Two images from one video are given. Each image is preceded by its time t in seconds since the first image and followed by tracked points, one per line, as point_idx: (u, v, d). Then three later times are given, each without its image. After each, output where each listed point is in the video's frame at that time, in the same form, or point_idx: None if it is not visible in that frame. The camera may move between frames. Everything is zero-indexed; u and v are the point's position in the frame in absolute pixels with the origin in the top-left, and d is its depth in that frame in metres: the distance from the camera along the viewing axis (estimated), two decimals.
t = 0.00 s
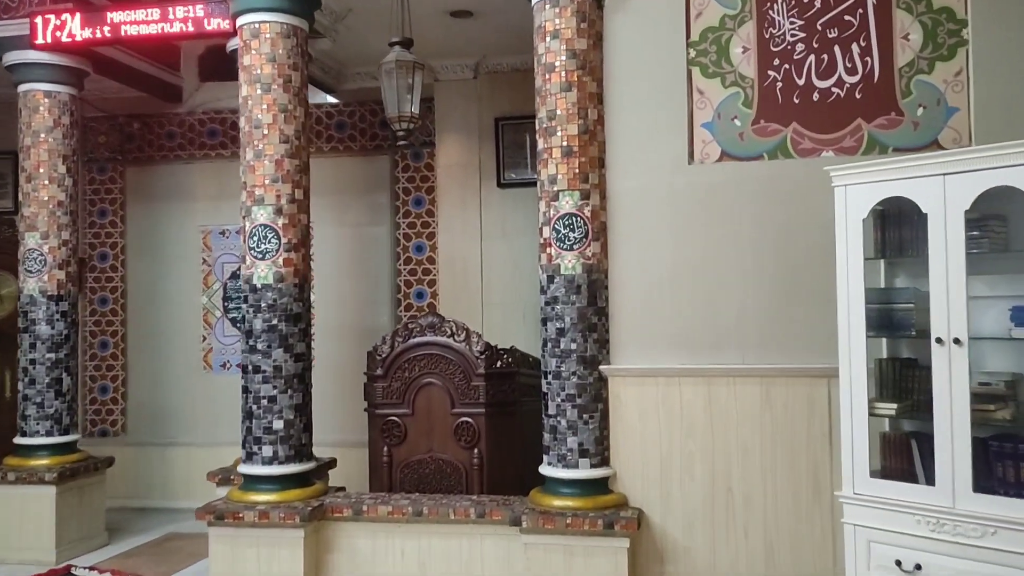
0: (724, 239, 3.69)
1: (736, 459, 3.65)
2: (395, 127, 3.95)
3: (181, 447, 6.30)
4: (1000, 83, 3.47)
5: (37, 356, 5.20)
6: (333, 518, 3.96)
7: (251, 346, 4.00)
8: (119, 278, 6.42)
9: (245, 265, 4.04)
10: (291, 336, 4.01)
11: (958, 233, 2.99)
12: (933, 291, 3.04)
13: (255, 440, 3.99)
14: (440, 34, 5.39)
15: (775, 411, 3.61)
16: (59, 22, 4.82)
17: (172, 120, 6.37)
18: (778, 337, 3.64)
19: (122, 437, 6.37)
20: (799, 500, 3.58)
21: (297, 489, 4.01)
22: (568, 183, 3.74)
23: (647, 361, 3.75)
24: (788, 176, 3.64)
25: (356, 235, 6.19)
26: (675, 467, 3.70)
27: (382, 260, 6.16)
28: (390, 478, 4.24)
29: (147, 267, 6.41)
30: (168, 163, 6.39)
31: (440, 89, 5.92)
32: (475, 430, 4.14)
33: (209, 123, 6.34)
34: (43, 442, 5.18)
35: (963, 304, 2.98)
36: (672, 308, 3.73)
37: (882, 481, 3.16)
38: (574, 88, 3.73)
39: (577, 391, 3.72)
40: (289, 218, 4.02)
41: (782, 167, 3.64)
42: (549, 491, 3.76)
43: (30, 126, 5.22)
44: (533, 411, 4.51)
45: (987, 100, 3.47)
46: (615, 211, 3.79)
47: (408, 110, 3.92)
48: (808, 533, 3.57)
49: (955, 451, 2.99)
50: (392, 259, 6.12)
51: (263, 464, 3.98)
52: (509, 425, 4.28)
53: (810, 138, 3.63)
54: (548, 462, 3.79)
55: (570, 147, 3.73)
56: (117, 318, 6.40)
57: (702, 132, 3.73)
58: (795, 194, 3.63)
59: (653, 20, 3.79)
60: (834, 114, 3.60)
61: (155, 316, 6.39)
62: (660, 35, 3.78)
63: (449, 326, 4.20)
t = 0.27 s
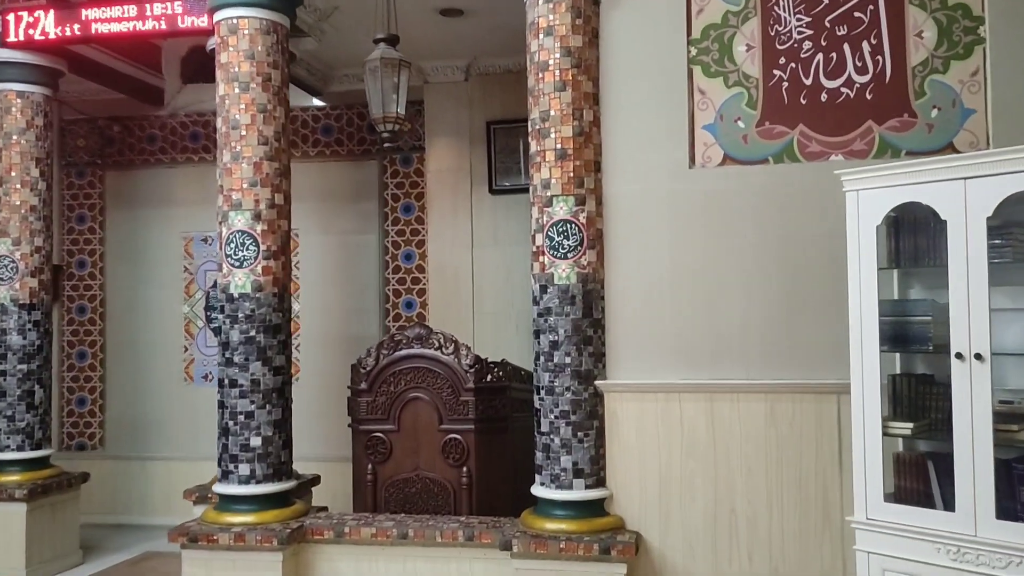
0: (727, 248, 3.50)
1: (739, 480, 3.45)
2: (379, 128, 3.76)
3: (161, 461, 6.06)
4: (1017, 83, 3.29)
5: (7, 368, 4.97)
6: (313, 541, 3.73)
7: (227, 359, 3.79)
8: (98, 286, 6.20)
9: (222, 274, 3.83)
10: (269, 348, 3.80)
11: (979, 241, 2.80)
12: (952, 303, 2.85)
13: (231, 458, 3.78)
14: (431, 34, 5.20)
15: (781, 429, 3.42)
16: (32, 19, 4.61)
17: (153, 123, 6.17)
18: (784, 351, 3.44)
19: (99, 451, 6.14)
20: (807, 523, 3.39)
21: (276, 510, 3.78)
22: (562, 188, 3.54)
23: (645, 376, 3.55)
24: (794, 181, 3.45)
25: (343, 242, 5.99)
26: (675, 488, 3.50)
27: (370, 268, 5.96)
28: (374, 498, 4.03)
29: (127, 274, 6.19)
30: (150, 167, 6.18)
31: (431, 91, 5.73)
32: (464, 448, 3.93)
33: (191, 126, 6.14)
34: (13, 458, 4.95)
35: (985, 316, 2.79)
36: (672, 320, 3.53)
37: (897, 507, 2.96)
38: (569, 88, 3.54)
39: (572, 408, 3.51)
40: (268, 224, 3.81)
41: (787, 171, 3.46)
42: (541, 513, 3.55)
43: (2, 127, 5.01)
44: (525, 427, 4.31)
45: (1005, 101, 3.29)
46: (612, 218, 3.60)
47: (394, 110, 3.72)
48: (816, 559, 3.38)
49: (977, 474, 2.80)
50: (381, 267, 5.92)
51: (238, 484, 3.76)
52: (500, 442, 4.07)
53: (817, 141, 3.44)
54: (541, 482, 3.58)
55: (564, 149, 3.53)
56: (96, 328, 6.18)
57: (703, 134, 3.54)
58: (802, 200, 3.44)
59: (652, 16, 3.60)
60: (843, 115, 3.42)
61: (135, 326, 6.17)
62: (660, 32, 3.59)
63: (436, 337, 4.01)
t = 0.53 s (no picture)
0: (733, 247, 3.30)
1: (745, 493, 3.24)
2: (363, 119, 3.53)
3: (137, 471, 5.81)
4: None
5: None
6: (292, 558, 3.51)
7: (201, 364, 3.56)
8: (73, 287, 5.95)
9: (196, 273, 3.60)
10: (246, 352, 3.58)
11: (1007, 239, 2.61)
12: (977, 305, 2.66)
13: (204, 470, 3.55)
14: (420, 25, 5.00)
15: (789, 440, 3.22)
16: None
17: (131, 118, 5.94)
18: (792, 357, 3.25)
19: (73, 459, 5.88)
20: (817, 539, 3.19)
21: (252, 525, 3.56)
22: (558, 182, 3.33)
23: (645, 382, 3.34)
24: (803, 177, 3.26)
25: (328, 242, 5.76)
26: (677, 502, 3.29)
27: (356, 269, 5.73)
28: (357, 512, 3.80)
29: (103, 275, 5.95)
30: (127, 164, 5.94)
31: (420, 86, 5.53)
32: (453, 458, 3.71)
33: (171, 122, 5.91)
34: None
35: (1014, 320, 2.59)
36: (674, 323, 3.33)
37: (916, 524, 2.77)
38: (566, 77, 3.34)
39: (568, 416, 3.30)
40: (245, 220, 3.59)
41: (796, 167, 3.26)
42: (534, 529, 3.33)
43: None
44: (518, 437, 4.09)
45: None
46: (610, 215, 3.40)
47: (380, 100, 3.50)
48: None
49: (1004, 489, 2.61)
50: (367, 268, 5.69)
51: (212, 497, 3.53)
52: (492, 452, 3.86)
53: (828, 134, 3.25)
54: (534, 495, 3.36)
55: (560, 142, 3.33)
56: (70, 331, 5.93)
57: (707, 126, 3.34)
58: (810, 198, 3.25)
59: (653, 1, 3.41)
60: (855, 107, 3.23)
61: (111, 329, 5.92)
62: (661, 18, 3.40)
63: (424, 341, 3.79)
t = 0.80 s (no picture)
0: (741, 253, 3.11)
1: (753, 515, 3.04)
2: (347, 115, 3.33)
3: (115, 484, 5.58)
4: None
5: None
6: None
7: (174, 375, 3.35)
8: (48, 292, 5.72)
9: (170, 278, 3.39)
10: (222, 363, 3.36)
11: None
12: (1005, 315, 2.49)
13: (177, 488, 3.33)
14: (411, 20, 4.80)
15: (800, 458, 3.02)
16: None
17: (111, 117, 5.72)
18: (803, 369, 3.06)
19: (48, 472, 5.65)
20: (829, 564, 2.99)
21: (228, 548, 3.32)
22: (555, 183, 3.13)
23: (647, 396, 3.14)
24: (815, 178, 3.07)
25: (315, 246, 5.55)
26: (681, 524, 3.09)
27: (344, 275, 5.52)
28: (342, 532, 3.59)
29: (80, 280, 5.72)
30: (106, 165, 5.72)
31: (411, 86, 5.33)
32: (443, 476, 3.50)
33: (152, 121, 5.70)
34: None
35: None
36: (679, 334, 3.13)
37: (941, 551, 2.58)
38: (564, 71, 3.14)
39: (565, 433, 3.09)
40: (222, 222, 3.39)
41: (807, 167, 3.07)
42: (529, 552, 3.11)
43: None
44: (512, 452, 3.88)
45: None
46: (610, 218, 3.20)
47: (365, 95, 3.30)
48: None
49: None
50: (356, 274, 5.47)
51: (185, 518, 3.30)
52: (484, 468, 3.65)
53: (841, 133, 3.06)
54: (529, 517, 3.15)
55: (558, 140, 3.13)
56: (45, 338, 5.70)
57: (713, 124, 3.15)
58: (824, 200, 3.06)
59: None
60: (870, 104, 3.05)
61: (88, 336, 5.69)
62: (665, 10, 3.20)
63: (413, 351, 3.58)
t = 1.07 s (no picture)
0: (756, 250, 2.90)
1: (768, 531, 2.83)
2: (337, 103, 3.14)
3: (101, 492, 5.38)
4: None
5: None
6: None
7: (153, 380, 3.15)
8: (33, 293, 5.54)
9: (149, 277, 3.20)
10: (204, 367, 3.17)
11: None
12: None
13: (154, 500, 3.13)
14: (408, 10, 4.60)
15: (820, 470, 2.81)
16: None
17: (99, 112, 5.55)
18: (822, 374, 2.85)
19: (32, 479, 5.46)
20: None
21: (208, 563, 3.12)
22: (557, 175, 2.93)
23: (656, 402, 2.94)
24: (836, 170, 2.86)
25: (309, 246, 5.36)
26: (691, 540, 2.88)
27: (338, 275, 5.32)
28: (331, 546, 3.38)
29: (66, 280, 5.53)
30: (94, 161, 5.54)
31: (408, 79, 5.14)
32: (437, 487, 3.30)
33: (141, 116, 5.52)
34: None
35: None
36: (689, 337, 2.93)
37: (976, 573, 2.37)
38: (569, 55, 2.94)
39: (568, 442, 2.89)
40: (205, 217, 3.19)
41: (828, 158, 2.87)
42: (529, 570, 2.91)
43: None
44: (511, 462, 3.68)
45: None
46: (616, 213, 3.00)
47: (356, 82, 3.10)
48: None
49: None
50: (351, 274, 5.27)
51: (163, 531, 3.11)
52: (482, 479, 3.44)
53: (864, 121, 2.87)
54: (530, 531, 2.94)
55: (561, 130, 2.93)
56: (30, 340, 5.51)
57: (727, 112, 2.96)
58: (845, 194, 2.85)
59: None
60: (895, 91, 2.85)
61: (74, 338, 5.50)
62: None
63: (407, 354, 3.38)
